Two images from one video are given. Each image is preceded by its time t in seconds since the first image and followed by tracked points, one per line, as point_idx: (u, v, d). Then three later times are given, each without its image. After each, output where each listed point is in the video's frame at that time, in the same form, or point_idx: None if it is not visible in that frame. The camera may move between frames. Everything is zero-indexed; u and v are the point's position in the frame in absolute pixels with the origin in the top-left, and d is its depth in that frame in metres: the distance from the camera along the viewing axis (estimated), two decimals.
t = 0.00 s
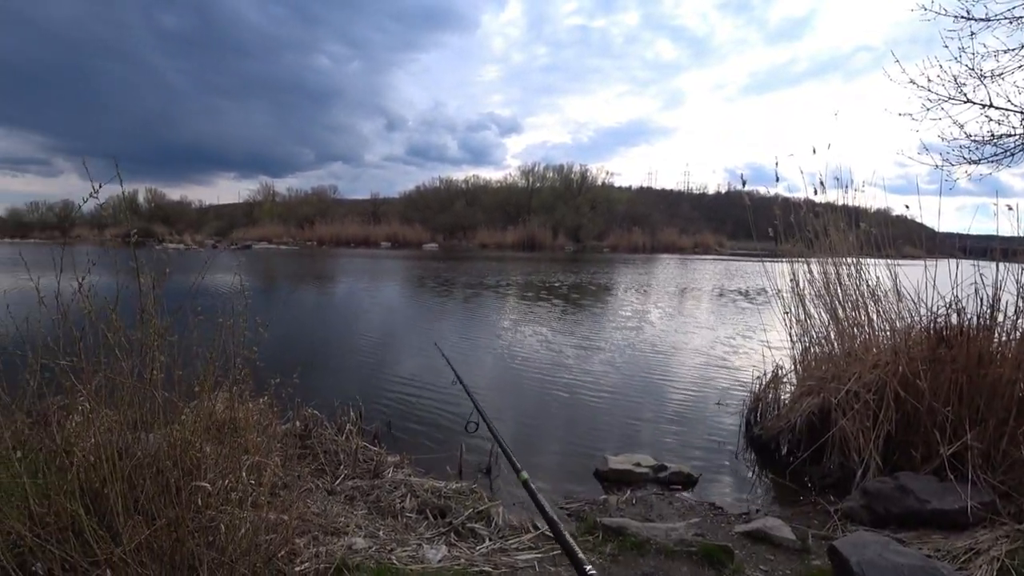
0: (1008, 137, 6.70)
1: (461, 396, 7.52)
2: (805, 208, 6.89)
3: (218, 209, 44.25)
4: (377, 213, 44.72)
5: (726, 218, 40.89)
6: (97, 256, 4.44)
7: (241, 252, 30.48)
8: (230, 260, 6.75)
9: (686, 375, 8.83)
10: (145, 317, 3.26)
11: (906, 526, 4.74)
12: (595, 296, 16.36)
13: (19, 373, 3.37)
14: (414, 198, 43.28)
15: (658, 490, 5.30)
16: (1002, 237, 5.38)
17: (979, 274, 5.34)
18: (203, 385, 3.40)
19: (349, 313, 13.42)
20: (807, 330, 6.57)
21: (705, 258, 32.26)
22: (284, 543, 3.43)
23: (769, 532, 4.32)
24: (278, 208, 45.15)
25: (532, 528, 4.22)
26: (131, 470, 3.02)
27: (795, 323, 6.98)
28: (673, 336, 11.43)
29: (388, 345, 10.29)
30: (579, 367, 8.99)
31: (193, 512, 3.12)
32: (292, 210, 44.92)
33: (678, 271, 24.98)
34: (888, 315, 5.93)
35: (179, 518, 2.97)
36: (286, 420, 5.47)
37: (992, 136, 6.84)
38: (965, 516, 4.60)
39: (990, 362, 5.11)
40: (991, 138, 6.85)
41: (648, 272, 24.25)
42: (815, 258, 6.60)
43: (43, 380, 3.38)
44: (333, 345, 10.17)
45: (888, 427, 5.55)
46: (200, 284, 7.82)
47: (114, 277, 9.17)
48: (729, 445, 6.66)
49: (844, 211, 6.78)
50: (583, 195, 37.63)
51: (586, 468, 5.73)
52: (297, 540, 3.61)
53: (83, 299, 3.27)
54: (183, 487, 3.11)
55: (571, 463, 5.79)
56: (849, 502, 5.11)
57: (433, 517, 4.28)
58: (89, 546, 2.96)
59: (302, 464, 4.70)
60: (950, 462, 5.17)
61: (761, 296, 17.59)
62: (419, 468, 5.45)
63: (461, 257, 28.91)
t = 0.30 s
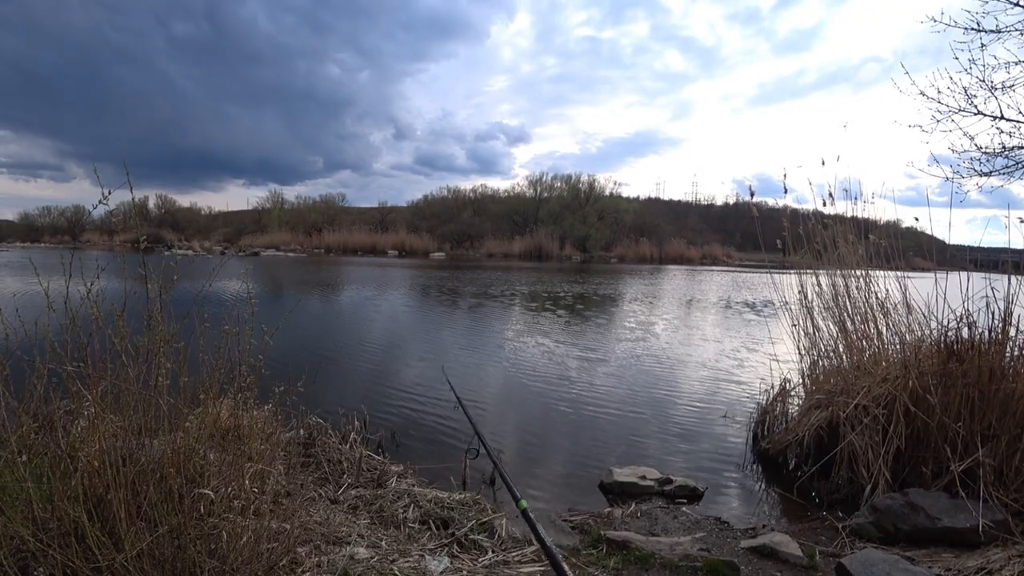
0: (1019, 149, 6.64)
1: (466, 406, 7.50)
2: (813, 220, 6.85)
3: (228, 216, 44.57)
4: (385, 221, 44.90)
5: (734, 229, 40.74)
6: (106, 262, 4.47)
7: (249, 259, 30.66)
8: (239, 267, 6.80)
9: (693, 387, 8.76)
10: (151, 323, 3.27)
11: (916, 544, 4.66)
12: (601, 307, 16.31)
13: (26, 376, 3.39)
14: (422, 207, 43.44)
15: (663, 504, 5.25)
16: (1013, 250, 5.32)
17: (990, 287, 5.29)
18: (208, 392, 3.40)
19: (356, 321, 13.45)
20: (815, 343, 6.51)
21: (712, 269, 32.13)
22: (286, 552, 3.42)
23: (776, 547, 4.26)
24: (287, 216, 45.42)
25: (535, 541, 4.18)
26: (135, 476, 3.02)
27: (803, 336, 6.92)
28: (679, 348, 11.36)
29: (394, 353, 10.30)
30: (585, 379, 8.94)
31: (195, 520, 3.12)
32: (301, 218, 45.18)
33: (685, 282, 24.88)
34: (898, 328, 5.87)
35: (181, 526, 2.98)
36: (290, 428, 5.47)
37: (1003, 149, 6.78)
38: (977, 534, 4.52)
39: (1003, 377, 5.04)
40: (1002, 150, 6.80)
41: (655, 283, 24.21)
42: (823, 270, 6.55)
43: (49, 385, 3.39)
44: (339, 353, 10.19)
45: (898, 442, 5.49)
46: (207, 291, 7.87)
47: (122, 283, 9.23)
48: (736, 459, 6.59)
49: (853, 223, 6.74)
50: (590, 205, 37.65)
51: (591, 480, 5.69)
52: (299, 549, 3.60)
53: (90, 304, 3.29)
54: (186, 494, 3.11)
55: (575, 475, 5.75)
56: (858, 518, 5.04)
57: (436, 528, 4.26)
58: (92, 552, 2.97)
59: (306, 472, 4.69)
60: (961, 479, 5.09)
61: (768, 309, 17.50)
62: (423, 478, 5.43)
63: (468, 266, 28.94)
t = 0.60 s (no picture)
0: (1014, 153, 6.66)
1: (462, 411, 7.48)
2: (809, 224, 6.86)
3: (224, 219, 44.49)
4: (382, 226, 44.86)
5: (730, 234, 40.83)
6: (100, 265, 4.45)
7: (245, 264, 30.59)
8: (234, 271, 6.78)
9: (689, 392, 8.75)
10: (144, 326, 3.25)
11: (912, 548, 4.65)
12: (598, 311, 16.31)
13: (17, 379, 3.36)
14: (418, 211, 43.42)
15: (659, 508, 5.24)
16: (1008, 254, 5.34)
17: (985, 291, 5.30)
18: (201, 396, 3.38)
19: (352, 325, 13.41)
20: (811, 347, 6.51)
21: (709, 274, 32.17)
22: (278, 557, 3.41)
23: (772, 551, 4.26)
24: (284, 220, 45.36)
25: (531, 546, 4.17)
26: (126, 480, 3.00)
27: (799, 340, 6.92)
28: (675, 352, 11.36)
29: (390, 358, 10.27)
30: (581, 384, 8.93)
31: (187, 524, 3.10)
32: (297, 222, 45.11)
33: (681, 287, 24.88)
34: (893, 332, 5.88)
35: (173, 530, 2.96)
36: (285, 432, 5.45)
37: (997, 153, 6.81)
38: (973, 538, 4.52)
39: (998, 380, 5.05)
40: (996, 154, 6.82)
41: (651, 287, 24.24)
42: (819, 274, 6.56)
43: (40, 388, 3.36)
44: (334, 357, 10.16)
45: (894, 446, 5.49)
46: (202, 294, 7.83)
47: (116, 286, 9.17)
48: (732, 463, 6.58)
49: (848, 227, 6.76)
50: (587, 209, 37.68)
51: (587, 485, 5.68)
52: (292, 554, 3.58)
53: (82, 307, 3.27)
54: (179, 498, 3.10)
55: (571, 480, 5.73)
56: (854, 522, 5.03)
57: (430, 533, 4.24)
58: (82, 556, 2.94)
59: (299, 477, 4.66)
60: (957, 483, 5.09)
61: (764, 313, 17.52)
62: (418, 483, 5.41)
63: (464, 270, 28.90)
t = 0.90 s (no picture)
0: (1006, 152, 6.71)
1: (457, 413, 7.47)
2: (803, 224, 6.88)
3: (217, 221, 44.31)
4: (377, 228, 44.78)
5: (725, 235, 40.91)
6: (92, 268, 4.42)
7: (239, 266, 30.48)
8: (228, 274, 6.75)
9: (684, 393, 8.76)
10: (137, 329, 3.24)
11: (907, 546, 4.67)
12: (593, 312, 16.31)
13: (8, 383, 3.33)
14: (413, 213, 43.35)
15: (655, 509, 5.24)
16: (1001, 253, 5.37)
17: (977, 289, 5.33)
18: (194, 399, 3.36)
19: (347, 327, 13.38)
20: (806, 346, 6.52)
21: (704, 274, 32.23)
22: (273, 560, 3.39)
23: (768, 551, 4.27)
24: (278, 222, 45.23)
25: (526, 547, 4.16)
26: (119, 484, 2.98)
27: (793, 339, 6.93)
28: (670, 353, 11.37)
29: (385, 360, 10.25)
30: (576, 385, 8.93)
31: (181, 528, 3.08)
32: (292, 224, 44.96)
33: (676, 287, 24.91)
34: (887, 331, 5.90)
35: (166, 534, 2.94)
36: (279, 434, 5.43)
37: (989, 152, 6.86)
38: (968, 536, 4.54)
39: (991, 378, 5.08)
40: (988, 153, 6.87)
41: (646, 288, 24.25)
42: (813, 274, 6.58)
43: (32, 392, 3.34)
44: (329, 360, 10.14)
45: (889, 444, 5.51)
46: (195, 297, 7.80)
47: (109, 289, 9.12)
48: (728, 463, 6.59)
49: (842, 227, 6.78)
50: (582, 211, 37.72)
51: (583, 486, 5.67)
52: (286, 557, 3.56)
53: (74, 310, 3.25)
54: (172, 502, 3.07)
55: (566, 481, 5.72)
56: (849, 521, 5.04)
57: (426, 535, 4.23)
58: (74, 562, 2.92)
59: (294, 480, 4.64)
60: (952, 481, 5.12)
61: (758, 313, 17.57)
62: (413, 485, 5.40)
63: (459, 272, 28.86)
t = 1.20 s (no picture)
0: (997, 153, 6.76)
1: (451, 413, 7.46)
2: (796, 224, 6.89)
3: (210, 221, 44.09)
4: (371, 228, 44.67)
5: (718, 235, 41.00)
6: (83, 267, 4.38)
7: (233, 266, 30.34)
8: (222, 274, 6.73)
9: (678, 393, 8.77)
10: (128, 329, 3.21)
11: (900, 545, 4.69)
12: (588, 313, 16.31)
13: None
14: (407, 213, 43.26)
15: (649, 509, 5.24)
16: (992, 253, 5.40)
17: (969, 290, 5.36)
18: (186, 400, 3.34)
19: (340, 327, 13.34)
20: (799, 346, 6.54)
21: (698, 274, 32.29)
22: (265, 562, 3.37)
23: (761, 550, 4.28)
24: (272, 222, 45.05)
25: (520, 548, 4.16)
26: (110, 486, 2.95)
27: (787, 339, 6.95)
28: (663, 353, 11.38)
29: (379, 360, 10.23)
30: (571, 385, 8.93)
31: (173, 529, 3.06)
32: (285, 224, 44.79)
33: (670, 287, 24.94)
34: (880, 331, 5.93)
35: (157, 536, 2.92)
36: (272, 435, 5.41)
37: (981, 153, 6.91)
38: (959, 534, 4.56)
39: (982, 378, 5.10)
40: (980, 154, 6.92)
41: (639, 288, 24.28)
42: (806, 274, 6.59)
43: (21, 392, 3.30)
44: (322, 360, 10.11)
45: (881, 443, 5.53)
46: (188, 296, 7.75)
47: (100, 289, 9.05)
48: (721, 463, 6.61)
49: (835, 227, 6.81)
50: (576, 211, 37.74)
51: (577, 486, 5.67)
52: (279, 558, 3.54)
53: (64, 310, 3.22)
54: (163, 504, 3.05)
55: (560, 482, 5.72)
56: (842, 520, 5.06)
57: (420, 536, 4.21)
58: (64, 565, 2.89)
59: (287, 481, 4.62)
60: (944, 479, 5.15)
61: (750, 313, 17.62)
62: (407, 486, 5.38)
63: (453, 272, 28.80)
